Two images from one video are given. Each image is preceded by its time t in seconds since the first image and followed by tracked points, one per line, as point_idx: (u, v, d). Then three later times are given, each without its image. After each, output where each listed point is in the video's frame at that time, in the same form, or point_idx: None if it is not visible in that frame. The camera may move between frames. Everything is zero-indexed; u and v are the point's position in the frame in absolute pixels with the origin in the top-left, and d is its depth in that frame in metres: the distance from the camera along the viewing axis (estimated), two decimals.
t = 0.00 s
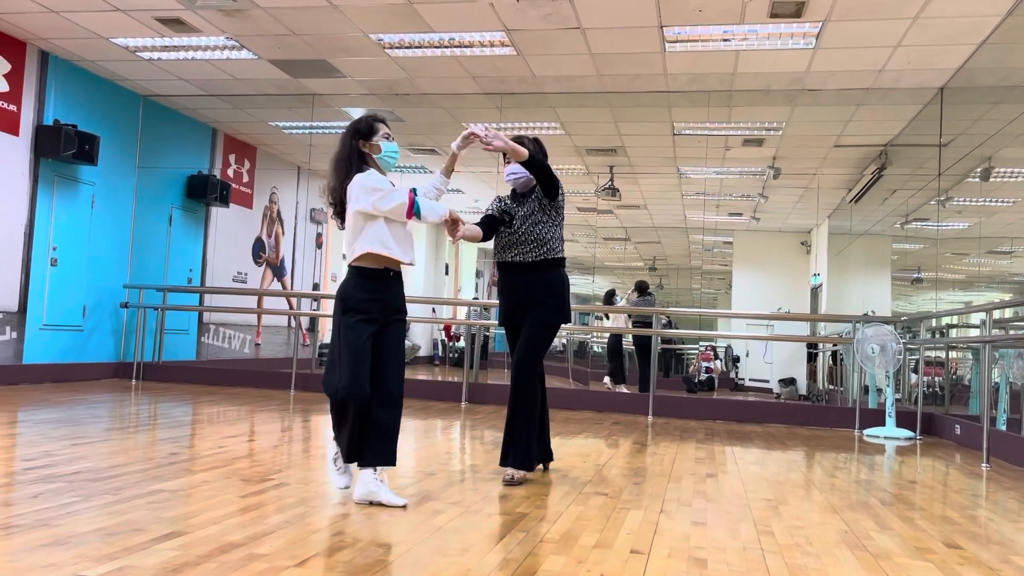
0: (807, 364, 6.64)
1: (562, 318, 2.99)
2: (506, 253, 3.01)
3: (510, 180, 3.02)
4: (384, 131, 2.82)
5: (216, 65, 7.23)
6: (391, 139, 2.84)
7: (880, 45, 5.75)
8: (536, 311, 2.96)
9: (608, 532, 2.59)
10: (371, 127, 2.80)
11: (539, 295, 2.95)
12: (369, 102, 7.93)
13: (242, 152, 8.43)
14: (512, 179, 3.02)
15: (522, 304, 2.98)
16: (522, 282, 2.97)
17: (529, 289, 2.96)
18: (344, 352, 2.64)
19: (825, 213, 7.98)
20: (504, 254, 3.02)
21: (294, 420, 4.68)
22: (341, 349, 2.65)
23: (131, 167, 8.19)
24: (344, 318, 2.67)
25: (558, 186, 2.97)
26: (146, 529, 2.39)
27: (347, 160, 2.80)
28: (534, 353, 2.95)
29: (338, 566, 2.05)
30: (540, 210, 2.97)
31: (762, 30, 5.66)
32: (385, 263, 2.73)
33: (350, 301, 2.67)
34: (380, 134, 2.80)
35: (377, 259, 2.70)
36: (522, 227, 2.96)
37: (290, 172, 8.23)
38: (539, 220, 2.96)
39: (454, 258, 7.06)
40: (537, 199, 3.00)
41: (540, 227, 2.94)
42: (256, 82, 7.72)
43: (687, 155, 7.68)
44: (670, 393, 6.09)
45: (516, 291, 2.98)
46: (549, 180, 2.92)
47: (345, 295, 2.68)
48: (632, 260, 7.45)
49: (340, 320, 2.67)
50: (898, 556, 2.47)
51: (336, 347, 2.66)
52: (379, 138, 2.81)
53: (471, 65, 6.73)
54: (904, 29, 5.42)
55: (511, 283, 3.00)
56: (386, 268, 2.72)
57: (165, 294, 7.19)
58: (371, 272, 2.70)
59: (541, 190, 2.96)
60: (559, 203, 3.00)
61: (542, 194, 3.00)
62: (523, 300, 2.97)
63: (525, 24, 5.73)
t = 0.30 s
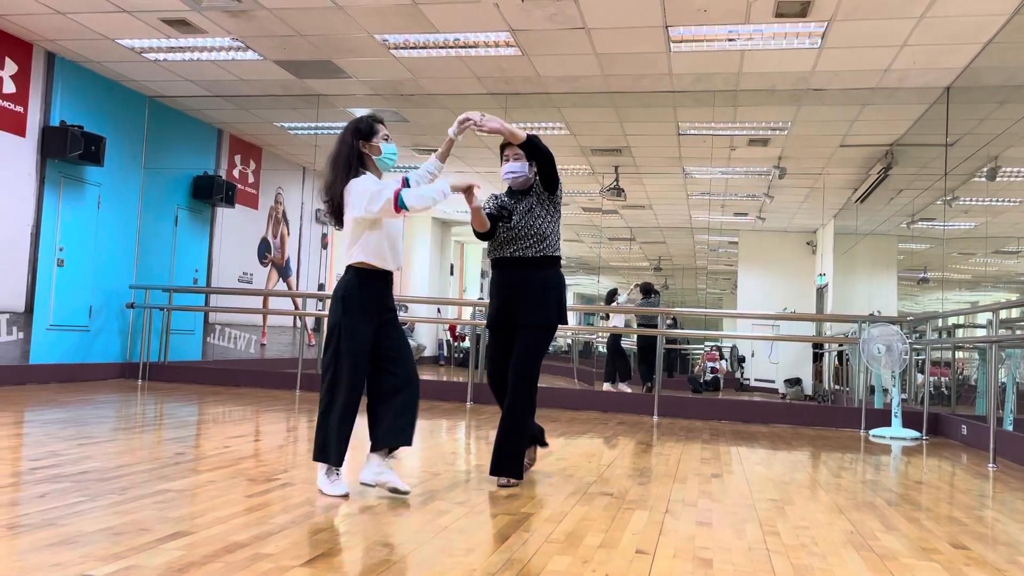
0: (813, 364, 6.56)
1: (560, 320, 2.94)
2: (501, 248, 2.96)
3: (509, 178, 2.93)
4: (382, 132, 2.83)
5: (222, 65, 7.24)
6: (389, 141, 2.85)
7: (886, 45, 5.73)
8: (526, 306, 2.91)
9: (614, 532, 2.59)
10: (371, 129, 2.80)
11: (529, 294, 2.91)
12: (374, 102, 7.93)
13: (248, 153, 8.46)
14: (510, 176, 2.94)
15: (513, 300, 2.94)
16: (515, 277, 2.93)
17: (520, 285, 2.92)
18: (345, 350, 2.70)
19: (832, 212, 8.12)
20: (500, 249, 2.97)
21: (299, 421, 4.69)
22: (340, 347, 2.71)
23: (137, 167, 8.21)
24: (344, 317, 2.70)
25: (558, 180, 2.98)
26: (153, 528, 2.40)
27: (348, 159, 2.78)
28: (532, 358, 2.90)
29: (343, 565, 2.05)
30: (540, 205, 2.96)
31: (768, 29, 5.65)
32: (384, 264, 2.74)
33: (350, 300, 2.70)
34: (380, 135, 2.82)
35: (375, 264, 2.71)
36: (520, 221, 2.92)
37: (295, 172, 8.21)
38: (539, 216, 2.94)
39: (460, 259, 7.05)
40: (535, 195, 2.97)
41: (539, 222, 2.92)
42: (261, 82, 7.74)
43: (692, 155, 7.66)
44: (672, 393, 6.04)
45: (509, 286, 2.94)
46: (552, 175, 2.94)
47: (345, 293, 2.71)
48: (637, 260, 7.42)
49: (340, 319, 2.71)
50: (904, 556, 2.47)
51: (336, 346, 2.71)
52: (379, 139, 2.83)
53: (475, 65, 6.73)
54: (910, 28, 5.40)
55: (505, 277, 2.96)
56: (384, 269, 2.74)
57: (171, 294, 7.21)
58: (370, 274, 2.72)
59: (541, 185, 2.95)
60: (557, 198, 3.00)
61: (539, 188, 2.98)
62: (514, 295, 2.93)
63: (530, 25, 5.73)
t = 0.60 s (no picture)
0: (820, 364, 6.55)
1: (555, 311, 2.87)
2: (495, 242, 2.79)
3: (499, 168, 2.73)
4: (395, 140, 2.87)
5: (227, 66, 7.25)
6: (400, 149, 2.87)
7: (892, 44, 5.72)
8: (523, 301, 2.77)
9: (619, 532, 2.59)
10: (384, 136, 2.85)
11: (522, 289, 2.77)
12: (379, 102, 7.92)
13: (252, 152, 8.47)
14: (499, 167, 2.74)
15: (508, 296, 2.78)
16: (508, 270, 2.77)
17: (512, 280, 2.77)
18: (366, 350, 2.68)
19: (837, 212, 8.00)
20: (492, 243, 2.80)
21: (305, 420, 4.69)
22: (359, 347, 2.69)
23: (143, 167, 8.24)
24: (365, 318, 2.71)
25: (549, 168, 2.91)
26: (159, 527, 2.40)
27: (360, 164, 2.80)
28: (536, 360, 2.85)
29: (349, 565, 2.05)
30: (533, 196, 2.84)
31: (773, 28, 5.65)
32: (393, 265, 2.73)
33: (372, 301, 2.71)
34: (392, 143, 2.86)
35: (383, 263, 2.72)
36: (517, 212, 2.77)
37: (301, 171, 8.20)
38: (534, 207, 2.82)
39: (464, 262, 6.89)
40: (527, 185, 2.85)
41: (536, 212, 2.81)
42: (266, 82, 7.75)
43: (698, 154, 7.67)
44: (678, 393, 6.10)
45: (499, 281, 2.78)
46: (546, 162, 2.87)
47: (366, 295, 2.72)
48: (642, 260, 7.41)
49: (360, 320, 2.71)
50: (911, 557, 2.46)
51: (356, 346, 2.68)
52: (391, 147, 2.86)
53: (480, 64, 6.73)
54: (916, 26, 5.39)
55: (493, 272, 2.79)
56: (394, 267, 2.73)
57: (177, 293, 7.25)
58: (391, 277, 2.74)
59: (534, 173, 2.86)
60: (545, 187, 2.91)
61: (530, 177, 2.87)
62: (506, 291, 2.77)
63: (535, 24, 5.73)
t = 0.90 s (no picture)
0: (824, 363, 6.62)
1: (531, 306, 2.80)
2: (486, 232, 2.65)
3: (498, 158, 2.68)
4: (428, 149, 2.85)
5: (232, 66, 7.26)
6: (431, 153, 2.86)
7: (898, 42, 5.71)
8: (511, 294, 2.66)
9: (625, 532, 2.58)
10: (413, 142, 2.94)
11: (507, 283, 2.65)
12: (383, 102, 7.92)
13: (258, 152, 8.46)
14: (496, 158, 2.71)
15: (496, 290, 2.65)
16: (493, 261, 2.65)
17: (500, 274, 2.66)
18: (396, 349, 2.87)
19: (842, 211, 8.01)
20: (483, 232, 2.66)
21: (310, 419, 4.70)
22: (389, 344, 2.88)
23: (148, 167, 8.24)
24: (393, 317, 2.86)
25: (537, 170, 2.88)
26: (166, 527, 2.41)
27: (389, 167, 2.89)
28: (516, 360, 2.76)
29: (355, 565, 2.05)
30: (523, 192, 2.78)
31: (778, 28, 5.64)
32: (412, 259, 2.82)
33: (396, 300, 2.86)
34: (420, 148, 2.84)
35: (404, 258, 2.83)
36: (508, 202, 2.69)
37: (305, 171, 8.21)
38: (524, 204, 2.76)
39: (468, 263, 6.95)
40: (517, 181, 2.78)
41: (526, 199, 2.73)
42: (271, 83, 7.77)
43: (703, 154, 7.66)
44: (684, 393, 6.05)
45: (484, 275, 2.64)
46: (537, 164, 2.83)
47: (391, 296, 2.87)
48: (647, 259, 7.40)
49: (388, 320, 2.86)
50: (918, 557, 2.45)
51: (389, 346, 2.88)
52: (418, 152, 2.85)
53: (485, 64, 6.73)
54: (922, 25, 5.37)
55: (476, 264, 2.65)
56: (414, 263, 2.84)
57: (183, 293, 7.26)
58: (415, 276, 2.88)
59: (525, 171, 2.81)
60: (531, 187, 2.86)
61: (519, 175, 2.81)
62: (491, 285, 2.64)
63: (539, 24, 5.73)
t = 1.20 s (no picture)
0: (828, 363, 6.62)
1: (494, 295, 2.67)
2: (475, 221, 2.54)
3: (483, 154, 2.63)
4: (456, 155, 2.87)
5: (236, 66, 7.27)
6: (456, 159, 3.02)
7: (902, 42, 5.70)
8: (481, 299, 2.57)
9: (629, 531, 2.58)
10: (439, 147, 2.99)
11: (472, 283, 2.53)
12: (387, 101, 7.92)
13: (262, 153, 8.47)
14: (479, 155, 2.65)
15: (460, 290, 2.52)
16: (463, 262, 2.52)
17: (463, 272, 2.53)
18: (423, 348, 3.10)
19: (847, 211, 8.02)
20: (467, 223, 2.53)
21: (315, 419, 4.71)
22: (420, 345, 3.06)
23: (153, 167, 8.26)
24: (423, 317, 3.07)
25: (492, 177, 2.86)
26: (169, 526, 2.41)
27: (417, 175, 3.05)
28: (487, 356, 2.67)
29: (358, 565, 2.05)
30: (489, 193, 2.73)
31: (782, 27, 5.64)
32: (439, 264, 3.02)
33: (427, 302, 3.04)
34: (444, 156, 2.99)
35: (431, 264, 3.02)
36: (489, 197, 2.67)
37: (308, 171, 8.26)
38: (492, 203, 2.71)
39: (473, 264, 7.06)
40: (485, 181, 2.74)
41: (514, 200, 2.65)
42: (275, 83, 7.78)
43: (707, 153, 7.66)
44: (690, 393, 6.04)
45: (458, 279, 2.51)
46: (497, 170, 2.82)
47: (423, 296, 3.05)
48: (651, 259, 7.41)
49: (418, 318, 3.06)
50: (922, 557, 2.44)
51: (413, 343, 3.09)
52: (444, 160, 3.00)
53: (489, 63, 6.73)
54: (927, 24, 5.36)
55: (447, 267, 2.52)
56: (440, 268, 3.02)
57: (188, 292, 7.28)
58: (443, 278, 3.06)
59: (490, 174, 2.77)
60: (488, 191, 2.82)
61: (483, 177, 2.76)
62: (458, 287, 2.51)
63: (543, 23, 5.73)
